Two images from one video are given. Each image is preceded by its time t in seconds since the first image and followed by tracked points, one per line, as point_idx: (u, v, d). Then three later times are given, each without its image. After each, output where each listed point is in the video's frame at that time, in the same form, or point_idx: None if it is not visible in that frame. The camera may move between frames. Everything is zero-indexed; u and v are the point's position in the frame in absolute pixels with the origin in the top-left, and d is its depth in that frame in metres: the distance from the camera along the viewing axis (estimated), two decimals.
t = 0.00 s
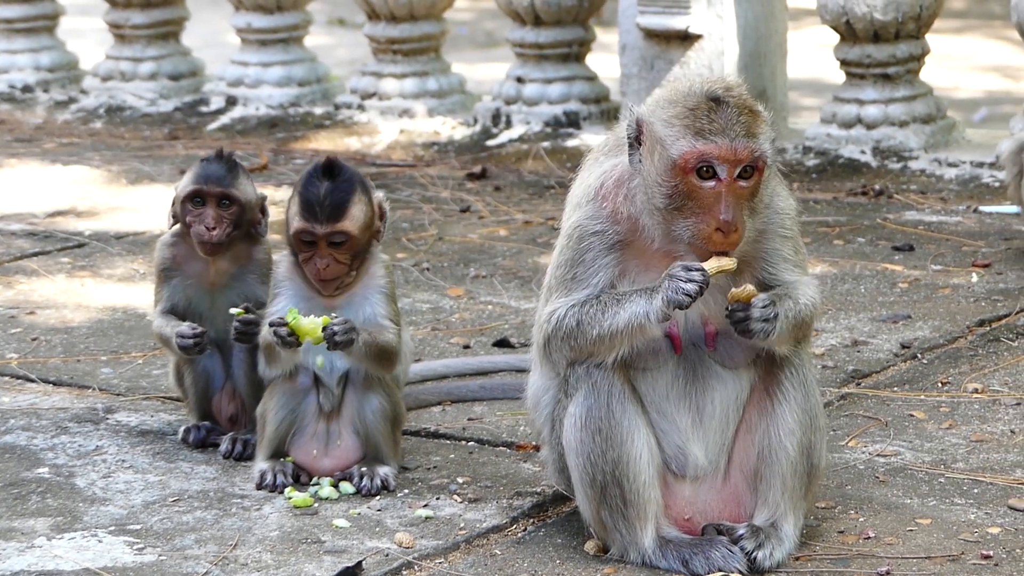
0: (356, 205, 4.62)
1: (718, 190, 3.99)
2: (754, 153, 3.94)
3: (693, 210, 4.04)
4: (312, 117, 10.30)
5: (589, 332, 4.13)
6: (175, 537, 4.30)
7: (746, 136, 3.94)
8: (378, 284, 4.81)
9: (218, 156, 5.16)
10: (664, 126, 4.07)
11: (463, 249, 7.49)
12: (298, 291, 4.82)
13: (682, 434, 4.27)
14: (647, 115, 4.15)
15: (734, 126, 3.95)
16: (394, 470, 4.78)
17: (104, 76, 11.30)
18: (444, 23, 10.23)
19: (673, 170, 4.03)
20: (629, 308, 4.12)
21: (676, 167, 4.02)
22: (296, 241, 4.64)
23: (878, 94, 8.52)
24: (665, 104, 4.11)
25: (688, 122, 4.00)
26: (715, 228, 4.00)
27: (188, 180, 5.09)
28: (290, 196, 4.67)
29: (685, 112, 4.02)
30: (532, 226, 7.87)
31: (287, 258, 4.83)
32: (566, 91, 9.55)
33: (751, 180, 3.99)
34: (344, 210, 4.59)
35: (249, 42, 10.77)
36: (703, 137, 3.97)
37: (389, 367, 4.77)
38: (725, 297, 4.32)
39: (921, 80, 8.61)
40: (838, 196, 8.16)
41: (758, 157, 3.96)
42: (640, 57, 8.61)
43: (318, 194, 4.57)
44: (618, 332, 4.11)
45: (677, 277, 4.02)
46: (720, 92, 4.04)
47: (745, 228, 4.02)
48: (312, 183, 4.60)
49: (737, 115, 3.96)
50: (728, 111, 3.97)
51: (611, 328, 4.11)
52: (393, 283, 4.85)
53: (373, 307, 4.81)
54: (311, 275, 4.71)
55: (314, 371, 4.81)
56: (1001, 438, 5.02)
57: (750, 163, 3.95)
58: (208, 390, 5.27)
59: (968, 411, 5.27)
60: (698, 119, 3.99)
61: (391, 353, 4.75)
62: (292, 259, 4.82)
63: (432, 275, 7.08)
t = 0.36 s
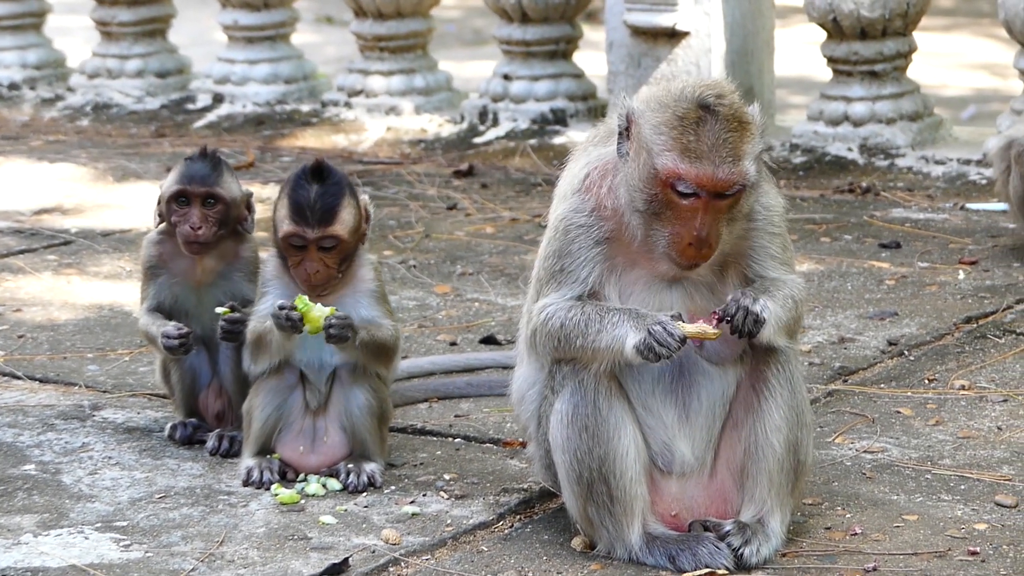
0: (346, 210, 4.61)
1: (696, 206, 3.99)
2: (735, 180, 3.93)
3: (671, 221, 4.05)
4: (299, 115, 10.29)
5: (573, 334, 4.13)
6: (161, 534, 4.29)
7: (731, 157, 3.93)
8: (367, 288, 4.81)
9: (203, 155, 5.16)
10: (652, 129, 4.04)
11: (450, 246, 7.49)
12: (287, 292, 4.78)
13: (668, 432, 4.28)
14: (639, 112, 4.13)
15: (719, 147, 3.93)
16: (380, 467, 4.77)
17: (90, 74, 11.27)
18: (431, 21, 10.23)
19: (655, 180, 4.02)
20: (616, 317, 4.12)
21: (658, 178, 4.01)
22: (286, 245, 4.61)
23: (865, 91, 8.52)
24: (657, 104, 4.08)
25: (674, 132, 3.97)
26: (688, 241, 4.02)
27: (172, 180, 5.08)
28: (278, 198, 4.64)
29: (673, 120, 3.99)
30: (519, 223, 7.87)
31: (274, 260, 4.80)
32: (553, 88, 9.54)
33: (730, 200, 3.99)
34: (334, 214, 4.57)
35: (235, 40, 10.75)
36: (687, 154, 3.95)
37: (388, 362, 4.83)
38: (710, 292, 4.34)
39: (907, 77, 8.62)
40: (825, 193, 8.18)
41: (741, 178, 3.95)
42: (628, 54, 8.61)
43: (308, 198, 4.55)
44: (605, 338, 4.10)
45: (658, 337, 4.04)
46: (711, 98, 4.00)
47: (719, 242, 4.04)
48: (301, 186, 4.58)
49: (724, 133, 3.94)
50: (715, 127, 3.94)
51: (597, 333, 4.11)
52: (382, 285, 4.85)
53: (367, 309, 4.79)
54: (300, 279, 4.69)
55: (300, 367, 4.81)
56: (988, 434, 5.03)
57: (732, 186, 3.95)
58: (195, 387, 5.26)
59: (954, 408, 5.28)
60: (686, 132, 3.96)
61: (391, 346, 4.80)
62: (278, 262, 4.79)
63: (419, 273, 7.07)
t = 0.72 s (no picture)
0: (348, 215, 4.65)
1: (688, 210, 4.01)
2: (726, 182, 3.95)
3: (662, 223, 4.06)
4: (291, 110, 10.28)
5: (564, 328, 4.13)
6: (151, 529, 4.28)
7: (722, 161, 3.94)
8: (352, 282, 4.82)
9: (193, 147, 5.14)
10: (642, 132, 4.05)
11: (441, 242, 7.49)
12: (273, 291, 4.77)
13: (659, 428, 4.28)
14: (629, 113, 4.13)
15: (710, 151, 3.94)
16: (370, 463, 4.77)
17: (81, 69, 11.26)
18: (422, 16, 10.23)
19: (646, 184, 4.03)
20: (608, 314, 4.11)
21: (649, 181, 4.02)
22: (293, 233, 4.58)
23: (856, 87, 8.53)
24: (647, 106, 4.08)
25: (665, 136, 3.98)
26: (680, 243, 4.03)
27: (162, 173, 5.07)
28: (281, 190, 4.63)
29: (663, 123, 3.99)
30: (509, 218, 7.87)
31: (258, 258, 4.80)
32: (545, 84, 9.54)
33: (721, 203, 4.00)
34: (343, 212, 4.60)
35: (226, 35, 10.75)
36: (678, 158, 3.96)
37: (381, 344, 4.86)
38: (700, 285, 4.34)
39: (898, 73, 8.63)
40: (816, 189, 8.18)
41: (732, 181, 3.96)
42: (619, 50, 8.61)
43: (321, 191, 4.57)
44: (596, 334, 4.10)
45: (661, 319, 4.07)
46: (701, 99, 4.00)
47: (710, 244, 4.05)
48: (311, 182, 4.60)
49: (714, 136, 3.95)
50: (705, 130, 3.95)
51: (588, 330, 4.11)
52: (364, 277, 4.86)
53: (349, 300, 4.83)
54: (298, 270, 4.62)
55: (289, 366, 4.82)
56: (978, 430, 5.04)
57: (723, 189, 3.96)
58: (186, 382, 5.26)
59: (945, 404, 5.29)
60: (676, 135, 3.97)
61: (382, 329, 4.80)
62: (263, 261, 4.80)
63: (409, 268, 7.07)
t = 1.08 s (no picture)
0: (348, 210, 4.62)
1: (677, 179, 3.98)
2: (711, 143, 3.92)
3: (655, 201, 4.03)
4: (283, 107, 10.28)
5: (558, 317, 4.13)
6: (144, 526, 4.28)
7: (705, 124, 3.93)
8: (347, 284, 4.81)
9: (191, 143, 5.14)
10: (625, 117, 4.08)
11: (433, 238, 7.49)
12: (266, 288, 4.76)
13: (652, 426, 4.29)
14: (613, 106, 4.16)
15: (691, 116, 3.93)
16: (363, 460, 4.78)
17: (74, 65, 11.25)
18: (415, 12, 10.23)
19: (633, 160, 4.03)
20: (597, 296, 4.12)
21: (635, 157, 4.02)
22: (292, 233, 4.57)
23: (849, 84, 8.54)
24: (629, 93, 4.12)
25: (646, 111, 4.00)
26: (675, 216, 3.99)
27: (163, 169, 5.05)
28: (279, 187, 4.62)
29: (643, 101, 4.02)
30: (502, 215, 7.87)
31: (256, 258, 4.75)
32: (537, 81, 9.54)
33: (711, 170, 3.96)
34: (343, 209, 4.57)
35: (219, 31, 10.74)
36: (660, 125, 3.96)
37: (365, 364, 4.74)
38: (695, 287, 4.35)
39: (891, 70, 8.63)
40: (808, 185, 8.19)
41: (717, 144, 3.93)
42: (611, 46, 8.61)
43: (320, 187, 4.54)
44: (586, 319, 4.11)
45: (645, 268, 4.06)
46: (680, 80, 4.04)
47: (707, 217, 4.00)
48: (309, 177, 4.56)
49: (695, 105, 3.95)
50: (686, 99, 3.96)
51: (579, 315, 4.12)
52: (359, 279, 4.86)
53: (347, 306, 4.80)
54: (298, 270, 4.61)
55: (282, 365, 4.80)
56: (970, 427, 5.04)
57: (708, 152, 3.93)
58: (179, 379, 5.25)
59: (937, 401, 5.29)
60: (657, 107, 3.98)
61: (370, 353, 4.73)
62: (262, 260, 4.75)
63: (402, 265, 7.07)
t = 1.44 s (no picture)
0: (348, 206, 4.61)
1: (657, 176, 3.99)
2: (690, 138, 3.95)
3: (635, 198, 4.03)
4: (276, 107, 10.28)
5: (546, 315, 4.13)
6: (136, 527, 4.28)
7: (684, 121, 3.95)
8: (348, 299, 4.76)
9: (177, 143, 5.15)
10: (609, 115, 4.08)
11: (426, 239, 7.49)
12: (265, 298, 4.69)
13: (643, 427, 4.30)
14: (598, 105, 4.17)
15: (672, 114, 3.96)
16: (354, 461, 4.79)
17: (67, 66, 11.24)
18: (407, 13, 10.23)
19: (615, 158, 4.04)
20: (584, 295, 4.12)
21: (617, 155, 4.03)
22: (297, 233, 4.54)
23: (840, 84, 8.55)
24: (614, 92, 4.12)
25: (628, 109, 4.01)
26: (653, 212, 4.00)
27: (159, 174, 5.05)
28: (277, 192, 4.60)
29: (626, 100, 4.03)
30: (494, 215, 7.88)
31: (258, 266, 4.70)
32: (530, 81, 9.55)
33: (692, 167, 3.98)
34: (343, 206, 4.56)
35: (211, 32, 10.74)
36: (640, 122, 3.98)
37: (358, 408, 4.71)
38: (686, 288, 4.35)
39: (883, 71, 8.65)
40: (800, 186, 8.20)
41: (696, 141, 3.96)
42: (604, 47, 8.62)
43: (318, 185, 4.54)
44: (574, 318, 4.11)
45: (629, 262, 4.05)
46: (665, 80, 4.04)
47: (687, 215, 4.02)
48: (306, 177, 4.56)
49: (678, 104, 3.97)
50: (669, 99, 3.97)
51: (567, 315, 4.12)
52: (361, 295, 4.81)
53: (350, 322, 4.77)
54: (307, 270, 4.55)
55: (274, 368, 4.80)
56: (962, 428, 5.05)
57: (687, 149, 3.96)
58: (171, 379, 5.25)
59: (928, 401, 5.31)
60: (639, 106, 3.99)
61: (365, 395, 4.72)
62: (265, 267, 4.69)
63: (394, 265, 7.07)
